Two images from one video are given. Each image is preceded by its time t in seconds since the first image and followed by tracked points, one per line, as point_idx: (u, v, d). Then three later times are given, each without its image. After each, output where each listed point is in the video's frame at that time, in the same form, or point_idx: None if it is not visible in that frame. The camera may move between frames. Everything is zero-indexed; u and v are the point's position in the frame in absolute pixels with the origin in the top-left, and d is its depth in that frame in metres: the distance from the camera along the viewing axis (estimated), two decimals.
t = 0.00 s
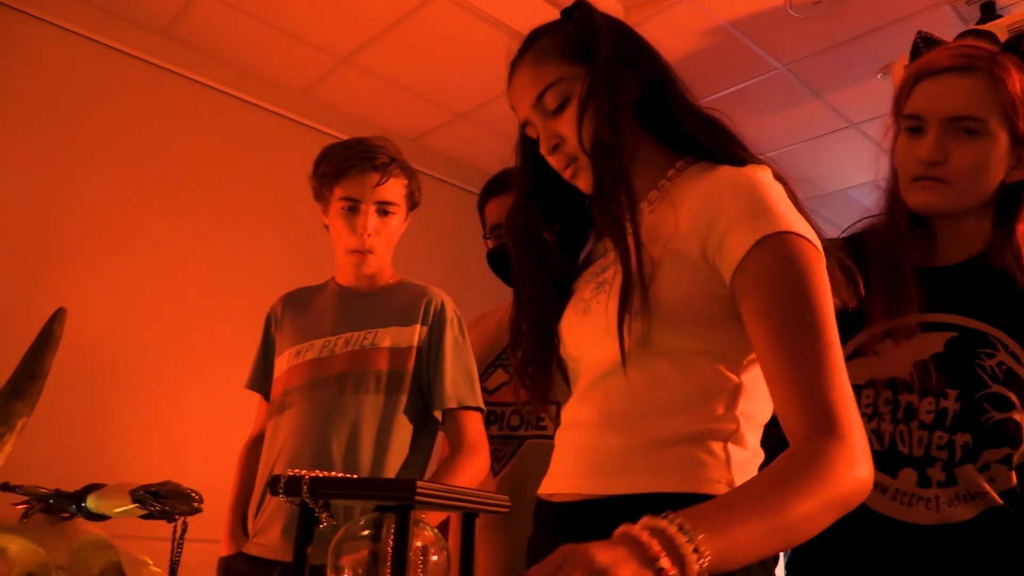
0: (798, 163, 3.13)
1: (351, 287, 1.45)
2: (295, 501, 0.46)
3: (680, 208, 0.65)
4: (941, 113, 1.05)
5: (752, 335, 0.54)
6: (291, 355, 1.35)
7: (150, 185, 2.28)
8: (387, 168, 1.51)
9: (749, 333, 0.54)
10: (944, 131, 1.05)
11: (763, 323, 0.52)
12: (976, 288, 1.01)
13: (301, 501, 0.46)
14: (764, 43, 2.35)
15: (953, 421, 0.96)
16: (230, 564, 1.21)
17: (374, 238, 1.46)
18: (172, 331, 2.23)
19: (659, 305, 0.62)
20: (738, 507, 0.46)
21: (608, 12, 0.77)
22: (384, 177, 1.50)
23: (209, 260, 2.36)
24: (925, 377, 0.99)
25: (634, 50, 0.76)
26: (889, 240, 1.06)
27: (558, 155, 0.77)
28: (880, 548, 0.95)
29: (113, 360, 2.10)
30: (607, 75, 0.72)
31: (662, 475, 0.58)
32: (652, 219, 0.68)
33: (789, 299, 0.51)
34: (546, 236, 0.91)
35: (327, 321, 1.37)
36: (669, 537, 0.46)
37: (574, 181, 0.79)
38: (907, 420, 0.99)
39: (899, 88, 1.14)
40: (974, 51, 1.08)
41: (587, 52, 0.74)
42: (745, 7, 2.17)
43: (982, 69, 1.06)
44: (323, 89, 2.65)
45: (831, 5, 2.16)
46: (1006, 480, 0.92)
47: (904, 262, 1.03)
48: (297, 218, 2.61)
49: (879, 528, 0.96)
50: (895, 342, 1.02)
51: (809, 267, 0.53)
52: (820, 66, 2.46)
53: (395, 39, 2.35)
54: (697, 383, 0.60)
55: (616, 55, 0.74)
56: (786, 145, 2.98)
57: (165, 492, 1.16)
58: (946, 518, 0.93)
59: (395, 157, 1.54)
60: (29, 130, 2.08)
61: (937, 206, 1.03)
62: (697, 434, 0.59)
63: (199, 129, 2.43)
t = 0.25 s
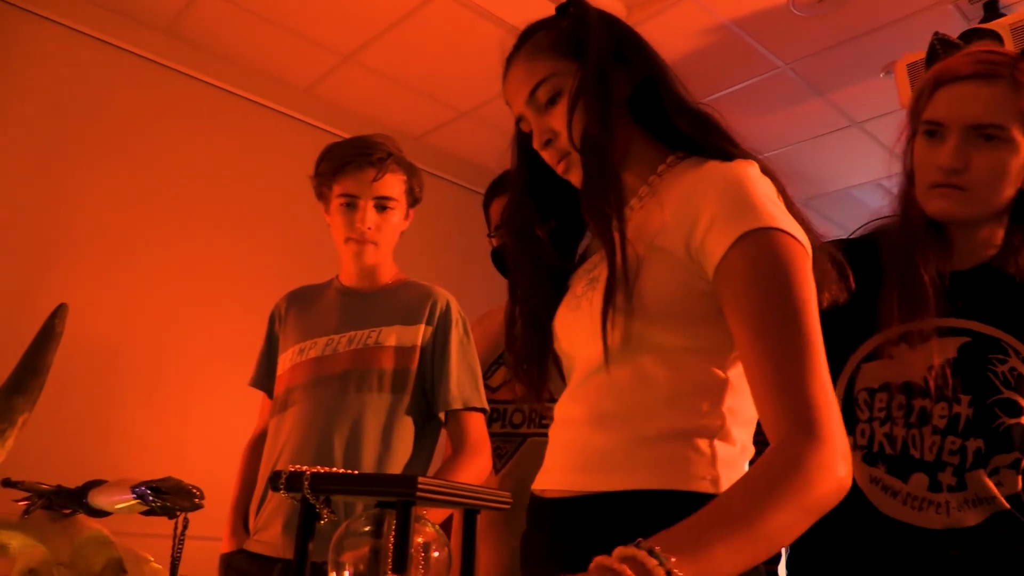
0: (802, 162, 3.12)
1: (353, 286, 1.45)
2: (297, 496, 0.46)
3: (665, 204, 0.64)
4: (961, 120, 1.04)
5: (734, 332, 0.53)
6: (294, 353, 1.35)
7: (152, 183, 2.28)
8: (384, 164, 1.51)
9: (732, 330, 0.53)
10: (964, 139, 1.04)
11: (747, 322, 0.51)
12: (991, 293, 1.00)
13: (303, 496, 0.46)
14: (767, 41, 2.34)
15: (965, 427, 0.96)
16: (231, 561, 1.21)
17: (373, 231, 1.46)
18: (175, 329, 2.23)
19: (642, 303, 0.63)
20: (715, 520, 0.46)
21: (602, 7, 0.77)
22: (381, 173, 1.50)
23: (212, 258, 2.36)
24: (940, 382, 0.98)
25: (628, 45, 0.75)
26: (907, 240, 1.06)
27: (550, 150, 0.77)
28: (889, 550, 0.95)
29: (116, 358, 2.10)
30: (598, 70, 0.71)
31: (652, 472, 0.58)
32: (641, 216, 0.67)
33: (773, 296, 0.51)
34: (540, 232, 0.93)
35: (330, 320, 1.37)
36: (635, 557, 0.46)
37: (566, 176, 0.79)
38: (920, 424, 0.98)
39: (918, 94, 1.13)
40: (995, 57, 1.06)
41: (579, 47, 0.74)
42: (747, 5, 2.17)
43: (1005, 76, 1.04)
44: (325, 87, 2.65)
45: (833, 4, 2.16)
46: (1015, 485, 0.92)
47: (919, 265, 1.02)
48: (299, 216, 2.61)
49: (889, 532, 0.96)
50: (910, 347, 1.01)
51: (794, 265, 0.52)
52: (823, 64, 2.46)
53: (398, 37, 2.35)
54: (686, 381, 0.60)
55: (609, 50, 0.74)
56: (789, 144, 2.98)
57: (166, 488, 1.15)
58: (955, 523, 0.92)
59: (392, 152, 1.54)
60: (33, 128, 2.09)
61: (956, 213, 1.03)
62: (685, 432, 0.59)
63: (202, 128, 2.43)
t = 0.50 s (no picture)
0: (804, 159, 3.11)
1: (355, 284, 1.45)
2: (299, 495, 0.45)
3: (656, 198, 0.64)
4: (979, 121, 1.02)
5: (722, 321, 0.52)
6: (296, 352, 1.35)
7: (153, 183, 2.28)
8: (376, 162, 1.52)
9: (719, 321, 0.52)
10: (981, 140, 1.02)
11: (735, 311, 0.50)
12: (1004, 293, 1.00)
13: (305, 496, 0.45)
14: (769, 38, 2.34)
15: (977, 427, 0.97)
16: (233, 560, 1.21)
17: (370, 228, 1.47)
18: (176, 328, 2.23)
19: (627, 296, 0.63)
20: (702, 514, 0.45)
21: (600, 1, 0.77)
22: (373, 171, 1.50)
23: (213, 258, 2.36)
24: (955, 382, 0.99)
25: (624, 38, 0.75)
26: (918, 238, 1.05)
27: (545, 142, 0.78)
28: (897, 550, 0.94)
29: (119, 358, 2.10)
30: (593, 62, 0.71)
31: (644, 468, 0.58)
32: (633, 209, 0.67)
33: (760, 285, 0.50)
34: (535, 228, 0.96)
35: (332, 319, 1.37)
36: (615, 547, 0.46)
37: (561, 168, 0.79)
38: (933, 425, 0.99)
39: (935, 91, 1.11)
40: (1015, 56, 1.04)
41: (574, 39, 0.74)
42: (748, 2, 2.17)
43: None
44: (326, 86, 2.65)
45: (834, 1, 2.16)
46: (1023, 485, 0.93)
47: (934, 266, 1.01)
48: (300, 215, 2.61)
49: (899, 532, 0.95)
50: (923, 346, 1.01)
51: (781, 256, 0.51)
52: (824, 61, 2.45)
53: (400, 36, 2.35)
54: (680, 375, 0.60)
55: (605, 44, 0.73)
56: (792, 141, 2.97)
57: (168, 487, 1.16)
58: (966, 523, 0.93)
59: (384, 150, 1.55)
60: (35, 129, 2.09)
61: (974, 214, 1.01)
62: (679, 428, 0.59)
63: (203, 127, 2.42)
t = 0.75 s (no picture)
0: (804, 156, 3.11)
1: (355, 282, 1.45)
2: (305, 493, 0.44)
3: (649, 192, 0.64)
4: (996, 121, 1.04)
5: (711, 312, 0.51)
6: (297, 351, 1.35)
7: (154, 184, 2.28)
8: (371, 161, 1.52)
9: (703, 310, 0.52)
10: (998, 141, 1.03)
11: (719, 300, 0.50)
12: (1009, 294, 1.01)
13: (309, 494, 0.45)
14: (769, 35, 2.34)
15: (983, 429, 0.97)
16: (236, 560, 1.21)
17: (366, 227, 1.48)
18: (178, 329, 2.23)
19: (616, 288, 0.63)
20: (684, 504, 0.45)
21: None
22: (366, 170, 1.51)
23: (214, 259, 2.36)
24: (962, 383, 0.99)
25: (620, 33, 0.75)
26: (929, 238, 1.04)
27: (542, 138, 0.79)
28: (899, 548, 0.94)
29: (120, 359, 2.10)
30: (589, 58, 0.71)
31: (637, 461, 0.58)
32: (627, 206, 0.67)
33: (745, 274, 0.50)
34: (535, 223, 0.96)
35: (333, 317, 1.37)
36: (577, 531, 0.46)
37: (558, 162, 0.81)
38: (939, 426, 0.99)
39: (950, 88, 1.12)
40: None
41: (571, 35, 0.73)
42: None
43: None
44: (326, 86, 2.65)
45: None
46: None
47: (945, 267, 1.00)
48: (301, 215, 2.61)
49: (903, 531, 0.95)
50: (931, 348, 0.99)
51: (768, 248, 0.51)
52: (824, 58, 2.45)
53: (400, 35, 2.35)
54: (671, 368, 0.60)
55: (601, 38, 0.73)
56: (792, 137, 2.97)
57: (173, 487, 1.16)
58: (971, 523, 0.93)
59: (378, 148, 1.55)
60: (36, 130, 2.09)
61: (988, 216, 1.00)
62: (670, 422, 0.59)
63: (203, 128, 2.42)
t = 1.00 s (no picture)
0: (805, 154, 3.11)
1: (355, 282, 1.45)
2: (307, 494, 0.44)
3: (640, 190, 0.64)
4: (1009, 126, 1.03)
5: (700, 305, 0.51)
6: (297, 351, 1.35)
7: (155, 183, 2.28)
8: (369, 160, 1.53)
9: (692, 295, 0.52)
10: (1010, 147, 1.02)
11: (708, 285, 0.50)
12: (1012, 299, 1.00)
13: (312, 494, 0.44)
14: (770, 33, 2.34)
15: (979, 435, 0.96)
16: (238, 559, 1.21)
17: (365, 226, 1.48)
18: (180, 329, 2.23)
19: (607, 284, 0.64)
20: (672, 501, 0.46)
21: None
22: (363, 170, 1.51)
23: (216, 258, 2.36)
24: (961, 389, 0.98)
25: (618, 30, 0.74)
26: (935, 243, 1.04)
27: (541, 137, 0.79)
28: (891, 550, 0.94)
29: (121, 359, 2.10)
30: (586, 56, 0.71)
31: (626, 458, 0.59)
32: (621, 204, 0.67)
33: (735, 261, 0.50)
34: (536, 225, 0.97)
35: (333, 317, 1.37)
36: (553, 527, 0.48)
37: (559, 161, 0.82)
38: (935, 431, 0.99)
39: (966, 88, 1.11)
40: None
41: (567, 34, 0.74)
42: None
43: None
44: (326, 86, 2.65)
45: None
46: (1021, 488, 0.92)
47: (947, 271, 1.00)
48: (303, 214, 2.61)
49: (894, 533, 0.95)
50: (929, 351, 0.99)
51: (760, 239, 0.51)
52: (825, 55, 2.45)
53: (400, 34, 2.35)
54: (659, 364, 0.60)
55: (597, 35, 0.73)
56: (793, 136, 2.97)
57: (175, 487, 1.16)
58: (965, 527, 0.92)
59: (377, 148, 1.55)
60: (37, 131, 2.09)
61: (993, 222, 1.00)
62: (661, 421, 0.59)
63: (204, 127, 2.42)
